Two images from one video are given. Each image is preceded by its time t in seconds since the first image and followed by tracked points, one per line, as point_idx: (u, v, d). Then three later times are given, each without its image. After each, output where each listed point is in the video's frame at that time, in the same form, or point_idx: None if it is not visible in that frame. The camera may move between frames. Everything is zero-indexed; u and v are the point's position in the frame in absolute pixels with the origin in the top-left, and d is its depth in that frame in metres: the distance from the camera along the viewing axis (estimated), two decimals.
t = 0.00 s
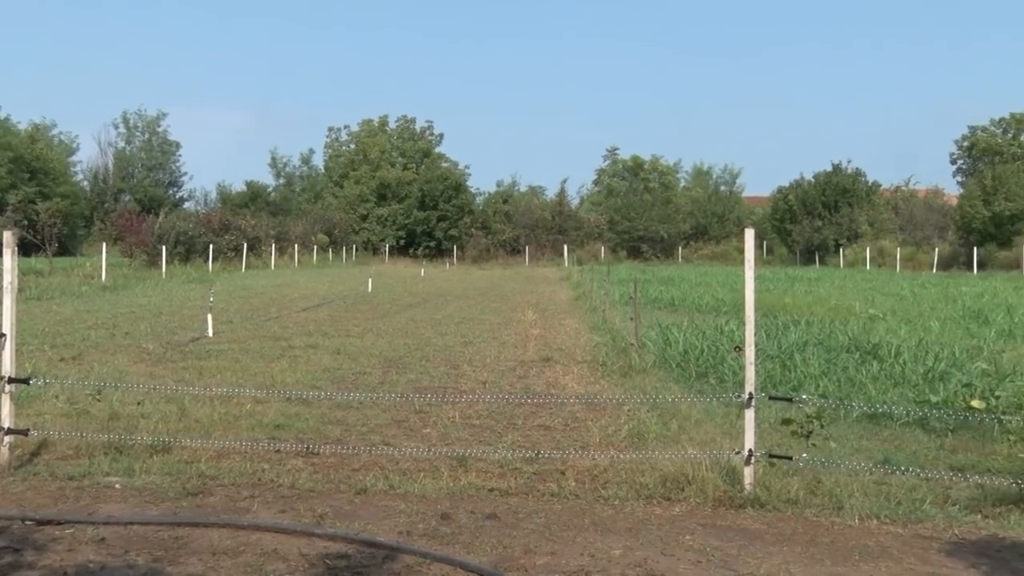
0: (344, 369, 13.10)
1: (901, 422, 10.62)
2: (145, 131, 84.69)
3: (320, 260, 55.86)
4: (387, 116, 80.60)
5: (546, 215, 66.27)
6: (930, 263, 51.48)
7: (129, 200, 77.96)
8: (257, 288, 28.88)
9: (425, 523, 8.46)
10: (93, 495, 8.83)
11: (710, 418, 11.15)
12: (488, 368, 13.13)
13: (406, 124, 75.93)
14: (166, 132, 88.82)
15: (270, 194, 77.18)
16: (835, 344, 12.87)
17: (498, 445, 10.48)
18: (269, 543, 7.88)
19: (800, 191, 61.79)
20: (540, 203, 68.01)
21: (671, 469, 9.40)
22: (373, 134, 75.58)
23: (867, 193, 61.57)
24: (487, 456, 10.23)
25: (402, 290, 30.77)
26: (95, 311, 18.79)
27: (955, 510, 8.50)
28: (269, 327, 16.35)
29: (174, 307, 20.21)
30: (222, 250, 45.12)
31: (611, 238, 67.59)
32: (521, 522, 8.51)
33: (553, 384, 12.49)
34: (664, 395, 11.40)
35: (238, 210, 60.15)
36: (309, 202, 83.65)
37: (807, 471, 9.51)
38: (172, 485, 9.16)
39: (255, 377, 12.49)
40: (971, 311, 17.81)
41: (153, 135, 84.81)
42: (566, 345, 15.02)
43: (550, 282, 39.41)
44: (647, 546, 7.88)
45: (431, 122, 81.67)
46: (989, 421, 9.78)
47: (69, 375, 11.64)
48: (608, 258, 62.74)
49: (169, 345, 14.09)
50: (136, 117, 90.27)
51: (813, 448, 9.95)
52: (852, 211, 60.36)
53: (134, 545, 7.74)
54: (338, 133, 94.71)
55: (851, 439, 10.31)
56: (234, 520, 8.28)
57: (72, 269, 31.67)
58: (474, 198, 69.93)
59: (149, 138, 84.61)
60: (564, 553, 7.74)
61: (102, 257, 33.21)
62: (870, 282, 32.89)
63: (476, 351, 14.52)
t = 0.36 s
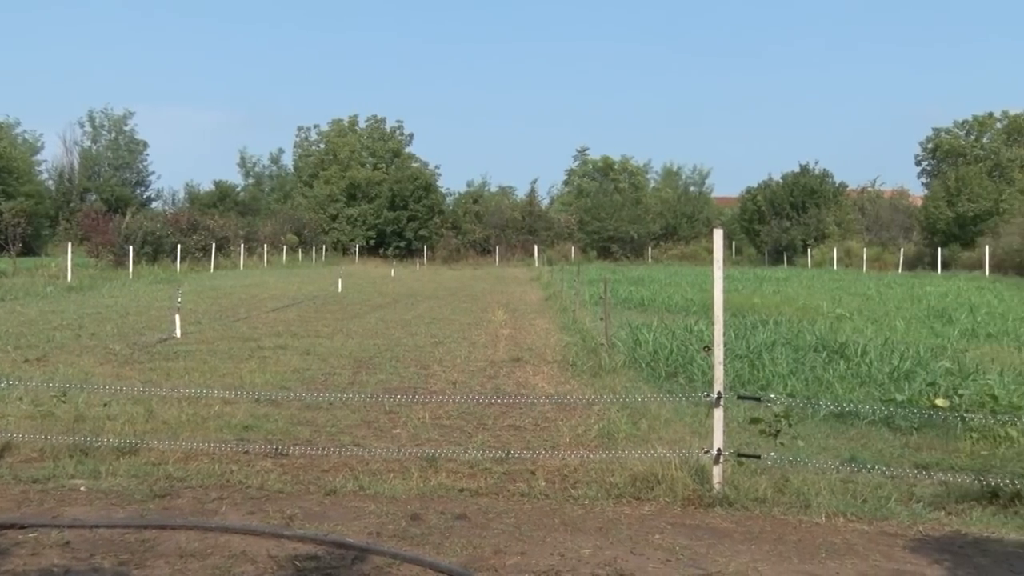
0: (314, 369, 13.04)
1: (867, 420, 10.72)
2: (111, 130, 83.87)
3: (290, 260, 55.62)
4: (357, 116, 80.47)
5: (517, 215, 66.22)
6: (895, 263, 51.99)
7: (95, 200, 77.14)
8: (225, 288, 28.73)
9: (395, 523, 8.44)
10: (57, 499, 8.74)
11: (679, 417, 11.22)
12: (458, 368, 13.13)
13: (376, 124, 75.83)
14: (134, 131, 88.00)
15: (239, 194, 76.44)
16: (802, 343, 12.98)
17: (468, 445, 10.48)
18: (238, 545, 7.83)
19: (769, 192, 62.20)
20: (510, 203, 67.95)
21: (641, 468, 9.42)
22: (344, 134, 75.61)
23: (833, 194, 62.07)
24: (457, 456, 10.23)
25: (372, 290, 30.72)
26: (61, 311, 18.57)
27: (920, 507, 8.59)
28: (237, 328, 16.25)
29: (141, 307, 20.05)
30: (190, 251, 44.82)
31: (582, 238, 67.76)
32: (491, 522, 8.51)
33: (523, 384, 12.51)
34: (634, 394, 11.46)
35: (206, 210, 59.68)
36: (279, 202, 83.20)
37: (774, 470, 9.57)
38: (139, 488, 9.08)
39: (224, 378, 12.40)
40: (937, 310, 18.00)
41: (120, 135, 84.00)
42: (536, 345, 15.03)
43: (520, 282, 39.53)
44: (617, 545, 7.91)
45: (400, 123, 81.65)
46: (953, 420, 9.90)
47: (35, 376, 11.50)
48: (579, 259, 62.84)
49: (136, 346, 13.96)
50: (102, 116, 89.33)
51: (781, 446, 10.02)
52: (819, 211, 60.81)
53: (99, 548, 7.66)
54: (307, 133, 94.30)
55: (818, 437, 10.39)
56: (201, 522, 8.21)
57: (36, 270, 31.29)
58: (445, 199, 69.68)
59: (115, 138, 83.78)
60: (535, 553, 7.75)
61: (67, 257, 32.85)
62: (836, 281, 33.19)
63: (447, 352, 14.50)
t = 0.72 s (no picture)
0: (283, 370, 12.96)
1: (833, 419, 10.82)
2: (77, 129, 82.99)
3: (258, 260, 55.33)
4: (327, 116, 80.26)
5: (487, 215, 66.02)
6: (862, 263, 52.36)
7: (61, 200, 76.30)
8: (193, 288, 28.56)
9: (364, 525, 8.42)
10: (21, 502, 8.63)
11: (649, 417, 11.27)
12: (428, 368, 13.11)
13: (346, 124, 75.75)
14: (100, 130, 87.12)
15: (207, 193, 75.67)
16: (770, 343, 13.08)
17: (439, 445, 10.47)
18: (206, 547, 7.78)
19: (737, 193, 62.48)
20: (481, 203, 67.81)
21: (610, 468, 9.45)
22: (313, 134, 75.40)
23: (801, 194, 62.52)
24: (427, 457, 10.21)
25: (342, 290, 30.61)
26: (26, 312, 18.34)
27: (886, 504, 8.68)
28: (205, 328, 16.13)
29: (108, 308, 19.85)
30: (157, 251, 44.50)
31: (552, 239, 67.74)
32: (461, 522, 8.49)
33: (493, 384, 12.52)
34: (604, 394, 11.50)
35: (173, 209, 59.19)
36: (248, 202, 82.74)
37: (742, 469, 9.63)
38: (105, 490, 8.99)
39: (192, 379, 12.32)
40: (904, 310, 18.16)
41: (86, 134, 83.10)
42: (506, 345, 15.05)
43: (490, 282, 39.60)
44: (587, 545, 7.93)
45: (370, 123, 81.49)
46: (918, 418, 10.00)
47: None
48: (549, 259, 62.89)
49: (102, 347, 13.81)
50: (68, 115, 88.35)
51: (750, 445, 10.08)
52: (788, 212, 61.23)
53: (64, 552, 7.58)
54: (276, 132, 93.83)
55: (786, 436, 10.47)
56: (168, 525, 8.14)
57: None
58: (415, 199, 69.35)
59: (81, 137, 82.85)
60: (505, 553, 7.75)
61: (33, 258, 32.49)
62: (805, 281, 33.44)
63: (417, 352, 14.48)
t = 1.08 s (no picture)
0: (253, 371, 12.89)
1: (803, 418, 10.90)
2: (43, 128, 82.04)
3: (228, 261, 55.09)
4: (297, 115, 80.06)
5: (458, 216, 65.83)
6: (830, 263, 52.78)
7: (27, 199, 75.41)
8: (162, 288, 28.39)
9: (335, 525, 8.38)
10: None
11: (619, 416, 11.31)
12: (399, 368, 13.09)
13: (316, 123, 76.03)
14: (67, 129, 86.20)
15: (176, 193, 74.98)
16: (740, 342, 13.16)
17: (410, 446, 10.45)
18: (174, 549, 7.72)
19: (707, 193, 62.80)
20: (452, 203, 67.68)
21: (581, 468, 9.47)
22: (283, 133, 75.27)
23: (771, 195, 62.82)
24: (399, 457, 10.18)
25: (313, 291, 30.52)
26: None
27: (853, 502, 8.75)
28: (174, 329, 16.00)
29: (76, 308, 19.65)
30: (126, 251, 44.28)
31: (524, 240, 67.28)
32: (432, 523, 8.48)
33: (464, 384, 12.51)
34: (575, 394, 11.53)
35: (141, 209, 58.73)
36: (217, 201, 82.27)
37: (713, 468, 9.67)
38: (71, 493, 8.89)
39: (161, 380, 12.22)
40: (872, 310, 18.33)
41: (53, 132, 82.23)
42: (477, 345, 15.05)
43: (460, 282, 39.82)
44: (558, 544, 7.93)
45: (341, 123, 81.39)
46: (885, 416, 10.09)
47: None
48: (520, 259, 62.95)
49: (69, 348, 13.66)
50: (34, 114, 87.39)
51: (719, 444, 10.14)
52: (757, 213, 61.64)
53: (30, 556, 7.48)
54: (246, 132, 93.34)
55: (756, 436, 10.54)
56: (136, 527, 8.07)
57: None
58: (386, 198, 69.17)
59: (47, 135, 81.91)
60: (476, 554, 7.75)
61: None
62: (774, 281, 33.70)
63: (388, 352, 14.45)
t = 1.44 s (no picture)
0: (224, 372, 12.81)
1: (773, 417, 10.97)
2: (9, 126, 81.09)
3: (198, 261, 54.82)
4: (268, 114, 79.83)
5: (430, 216, 65.73)
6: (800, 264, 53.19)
7: None
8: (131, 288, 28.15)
9: (306, 527, 8.35)
10: None
11: (590, 416, 11.34)
12: (372, 368, 13.07)
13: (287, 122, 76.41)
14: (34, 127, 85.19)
15: (146, 193, 74.32)
16: (711, 342, 13.24)
17: (382, 446, 10.43)
18: (142, 552, 7.66)
19: (679, 194, 63.05)
20: (424, 203, 67.51)
21: (553, 468, 9.48)
22: (254, 133, 75.63)
23: (742, 195, 63.01)
24: (370, 458, 10.15)
25: (284, 291, 30.39)
26: None
27: (822, 501, 8.82)
28: (143, 330, 15.87)
29: (43, 309, 19.44)
30: (94, 251, 44.04)
31: (496, 240, 67.38)
32: (404, 524, 8.46)
33: (436, 384, 12.50)
34: (546, 394, 11.56)
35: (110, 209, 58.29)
36: (187, 201, 81.72)
37: (684, 468, 9.71)
38: (38, 497, 8.79)
39: (130, 381, 12.12)
40: (842, 309, 18.47)
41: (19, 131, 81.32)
42: (449, 345, 15.05)
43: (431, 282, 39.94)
44: (530, 544, 7.94)
45: (313, 123, 81.51)
46: (854, 414, 10.16)
47: None
48: (492, 259, 62.93)
49: (36, 349, 13.51)
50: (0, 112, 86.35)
51: (690, 444, 10.18)
52: (728, 213, 62.00)
53: None
54: (216, 131, 92.80)
55: (726, 435, 10.59)
56: (104, 530, 8.00)
57: None
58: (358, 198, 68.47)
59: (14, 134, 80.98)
60: (448, 554, 7.74)
61: None
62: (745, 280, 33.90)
63: (360, 353, 14.41)
